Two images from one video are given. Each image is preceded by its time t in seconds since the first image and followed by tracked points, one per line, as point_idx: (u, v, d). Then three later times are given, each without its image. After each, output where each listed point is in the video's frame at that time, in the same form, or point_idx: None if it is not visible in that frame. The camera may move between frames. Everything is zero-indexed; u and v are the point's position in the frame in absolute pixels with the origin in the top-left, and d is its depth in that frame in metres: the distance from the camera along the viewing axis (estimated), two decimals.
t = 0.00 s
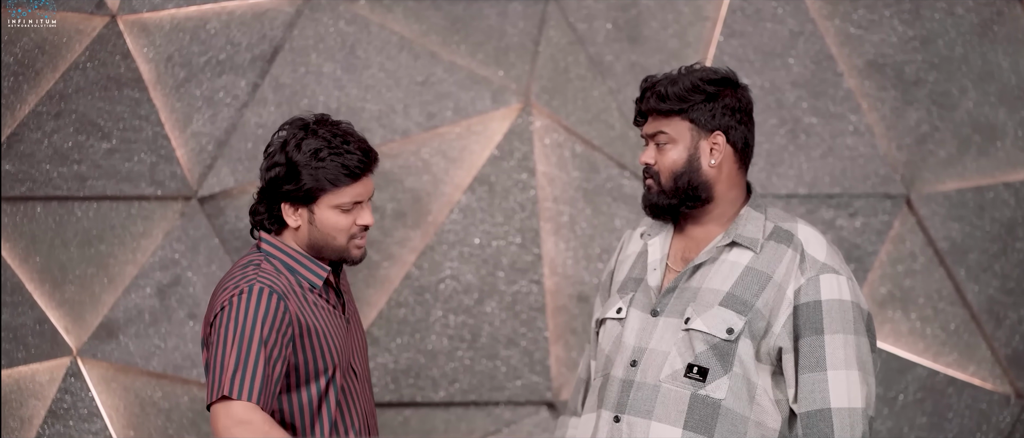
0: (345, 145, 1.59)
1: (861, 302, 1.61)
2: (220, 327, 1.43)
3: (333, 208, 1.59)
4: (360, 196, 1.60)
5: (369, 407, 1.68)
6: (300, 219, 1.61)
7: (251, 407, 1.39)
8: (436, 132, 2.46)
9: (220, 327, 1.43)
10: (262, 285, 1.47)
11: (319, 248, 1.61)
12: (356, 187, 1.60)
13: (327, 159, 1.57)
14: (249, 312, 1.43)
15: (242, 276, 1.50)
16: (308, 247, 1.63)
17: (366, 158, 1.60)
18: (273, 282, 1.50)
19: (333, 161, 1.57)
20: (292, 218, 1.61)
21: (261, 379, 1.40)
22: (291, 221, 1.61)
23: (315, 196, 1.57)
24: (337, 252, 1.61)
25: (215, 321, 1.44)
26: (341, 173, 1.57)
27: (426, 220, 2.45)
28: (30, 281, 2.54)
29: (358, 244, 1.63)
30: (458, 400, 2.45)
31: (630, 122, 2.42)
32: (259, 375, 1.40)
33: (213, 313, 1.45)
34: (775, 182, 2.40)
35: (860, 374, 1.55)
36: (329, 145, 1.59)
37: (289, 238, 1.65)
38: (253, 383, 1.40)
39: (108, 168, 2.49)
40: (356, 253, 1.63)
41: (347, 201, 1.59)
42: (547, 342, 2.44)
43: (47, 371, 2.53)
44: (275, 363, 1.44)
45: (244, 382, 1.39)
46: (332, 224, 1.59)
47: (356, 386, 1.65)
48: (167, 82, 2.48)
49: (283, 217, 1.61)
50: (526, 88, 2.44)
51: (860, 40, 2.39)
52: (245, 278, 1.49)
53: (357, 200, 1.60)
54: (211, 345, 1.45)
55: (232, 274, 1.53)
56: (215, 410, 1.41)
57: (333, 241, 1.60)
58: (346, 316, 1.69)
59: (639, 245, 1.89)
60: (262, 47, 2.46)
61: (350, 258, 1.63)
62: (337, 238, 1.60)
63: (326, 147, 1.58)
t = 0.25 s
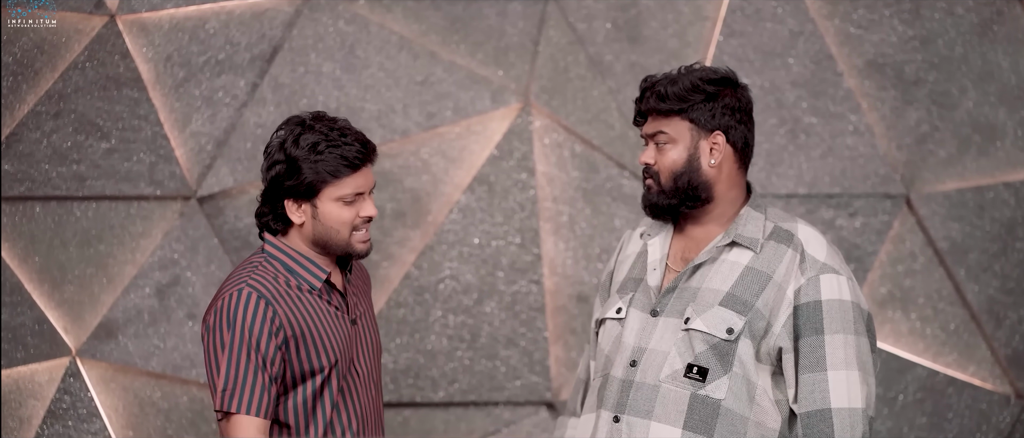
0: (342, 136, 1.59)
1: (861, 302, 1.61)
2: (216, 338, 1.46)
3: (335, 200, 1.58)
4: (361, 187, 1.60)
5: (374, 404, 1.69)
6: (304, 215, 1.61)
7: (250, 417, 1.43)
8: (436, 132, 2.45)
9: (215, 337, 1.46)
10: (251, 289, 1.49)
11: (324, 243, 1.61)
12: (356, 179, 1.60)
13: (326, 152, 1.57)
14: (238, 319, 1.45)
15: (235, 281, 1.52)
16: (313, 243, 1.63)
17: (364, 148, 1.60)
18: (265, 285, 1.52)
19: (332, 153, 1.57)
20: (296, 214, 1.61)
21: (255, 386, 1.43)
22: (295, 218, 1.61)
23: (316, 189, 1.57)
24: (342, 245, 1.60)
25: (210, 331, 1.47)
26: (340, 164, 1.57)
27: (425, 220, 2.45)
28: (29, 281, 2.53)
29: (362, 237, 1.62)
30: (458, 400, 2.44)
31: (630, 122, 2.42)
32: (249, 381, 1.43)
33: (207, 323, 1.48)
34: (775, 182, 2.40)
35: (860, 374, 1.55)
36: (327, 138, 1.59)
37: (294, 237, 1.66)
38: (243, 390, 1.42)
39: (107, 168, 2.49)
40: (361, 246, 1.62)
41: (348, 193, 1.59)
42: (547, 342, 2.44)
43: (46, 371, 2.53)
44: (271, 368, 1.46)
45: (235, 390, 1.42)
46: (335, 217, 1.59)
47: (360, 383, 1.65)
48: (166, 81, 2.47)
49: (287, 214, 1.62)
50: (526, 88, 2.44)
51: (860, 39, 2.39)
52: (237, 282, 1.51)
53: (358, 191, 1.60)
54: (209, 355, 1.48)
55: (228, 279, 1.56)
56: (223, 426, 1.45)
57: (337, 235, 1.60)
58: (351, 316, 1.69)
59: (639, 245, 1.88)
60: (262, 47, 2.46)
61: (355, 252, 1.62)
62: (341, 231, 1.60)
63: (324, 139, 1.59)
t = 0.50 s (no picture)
0: (352, 130, 1.61)
1: (862, 302, 1.61)
2: (214, 326, 1.48)
3: (348, 193, 1.60)
4: (372, 179, 1.62)
5: (371, 409, 1.68)
6: (317, 211, 1.62)
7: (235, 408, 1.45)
8: (436, 131, 2.45)
9: (213, 326, 1.47)
10: (261, 282, 1.51)
11: (338, 238, 1.61)
12: (367, 172, 1.62)
13: (336, 145, 1.59)
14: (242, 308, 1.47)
15: (246, 272, 1.54)
16: (327, 239, 1.63)
17: (373, 141, 1.62)
18: (274, 280, 1.53)
19: (343, 146, 1.59)
20: (309, 211, 1.62)
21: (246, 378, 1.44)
22: (308, 215, 1.62)
23: (329, 183, 1.59)
24: (358, 239, 1.61)
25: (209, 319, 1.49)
26: (351, 157, 1.59)
27: (425, 220, 2.45)
28: (28, 280, 2.53)
29: (377, 231, 1.63)
30: (457, 399, 2.44)
31: (630, 121, 2.42)
32: (243, 370, 1.44)
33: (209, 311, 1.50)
34: (775, 181, 2.40)
35: (860, 374, 1.55)
36: (336, 133, 1.61)
37: (307, 235, 1.66)
38: (236, 378, 1.44)
39: (107, 168, 2.49)
40: (375, 240, 1.63)
41: (360, 185, 1.60)
42: (547, 342, 2.43)
43: (46, 370, 2.52)
44: (265, 361, 1.47)
45: (228, 377, 1.44)
46: (349, 210, 1.60)
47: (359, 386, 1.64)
48: (166, 80, 2.47)
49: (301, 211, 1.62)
50: (526, 87, 2.43)
51: (860, 39, 2.39)
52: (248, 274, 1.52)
53: (370, 183, 1.61)
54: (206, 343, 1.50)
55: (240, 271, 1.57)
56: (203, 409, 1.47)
57: (352, 229, 1.60)
58: (358, 320, 1.69)
59: (639, 245, 1.88)
60: (261, 46, 2.45)
61: (369, 246, 1.62)
62: (355, 225, 1.60)
63: (334, 134, 1.60)
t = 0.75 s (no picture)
0: (342, 122, 1.63)
1: (864, 301, 1.61)
2: (228, 317, 1.47)
3: (344, 183, 1.61)
4: (367, 167, 1.63)
5: (373, 407, 1.68)
6: (316, 206, 1.62)
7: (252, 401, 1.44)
8: (436, 130, 2.44)
9: (227, 317, 1.47)
10: (273, 275, 1.50)
11: (339, 230, 1.62)
12: (361, 160, 1.63)
13: (329, 136, 1.61)
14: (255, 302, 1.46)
15: (258, 264, 1.53)
16: (329, 233, 1.63)
17: (365, 130, 1.64)
18: (287, 273, 1.53)
19: (335, 137, 1.61)
20: (307, 206, 1.63)
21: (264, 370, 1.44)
22: (307, 210, 1.63)
23: (325, 174, 1.60)
24: (360, 229, 1.62)
25: (223, 310, 1.48)
26: (345, 146, 1.61)
27: (425, 219, 2.44)
28: (27, 280, 2.52)
29: (378, 220, 1.64)
30: (458, 399, 2.44)
31: (631, 120, 2.41)
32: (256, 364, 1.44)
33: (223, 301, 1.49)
34: (776, 181, 2.39)
35: (861, 373, 1.55)
36: (327, 125, 1.62)
37: (307, 231, 1.66)
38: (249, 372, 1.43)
39: (106, 167, 2.48)
40: (377, 229, 1.64)
41: (355, 174, 1.62)
42: (547, 341, 2.43)
43: (45, 370, 2.52)
44: (280, 354, 1.48)
45: (241, 371, 1.43)
46: (348, 200, 1.61)
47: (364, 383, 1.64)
48: (165, 80, 2.47)
49: (299, 207, 1.63)
50: (526, 86, 2.43)
51: (861, 38, 2.38)
52: (259, 267, 1.52)
53: (364, 171, 1.63)
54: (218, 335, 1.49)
55: (250, 263, 1.57)
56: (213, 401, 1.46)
57: (352, 219, 1.61)
58: (361, 316, 1.69)
59: (640, 244, 1.88)
60: (261, 45, 2.45)
61: (372, 235, 1.63)
62: (355, 215, 1.61)
63: (325, 127, 1.62)
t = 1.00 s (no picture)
0: (331, 116, 1.62)
1: (864, 300, 1.61)
2: (235, 319, 1.45)
3: (333, 176, 1.60)
4: (356, 160, 1.63)
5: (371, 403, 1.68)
6: (305, 200, 1.61)
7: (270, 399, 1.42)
8: (435, 130, 2.44)
9: (235, 319, 1.44)
10: (273, 273, 1.48)
11: (329, 224, 1.61)
12: (350, 154, 1.63)
13: (318, 130, 1.60)
14: (260, 302, 1.44)
15: (257, 265, 1.50)
16: (319, 228, 1.62)
17: (354, 124, 1.63)
18: (287, 272, 1.51)
19: (324, 131, 1.60)
20: (296, 201, 1.61)
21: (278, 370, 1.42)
22: (296, 205, 1.61)
23: (314, 168, 1.59)
24: (349, 223, 1.61)
25: (229, 312, 1.45)
26: (334, 140, 1.60)
27: (424, 218, 2.44)
28: (25, 279, 2.51)
29: (367, 214, 1.63)
30: (457, 399, 2.43)
31: (630, 120, 2.41)
32: (269, 363, 1.42)
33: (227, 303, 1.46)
34: (775, 180, 2.39)
35: (861, 372, 1.55)
36: (316, 119, 1.61)
37: (297, 227, 1.64)
38: (265, 372, 1.41)
39: (104, 166, 2.48)
40: (367, 223, 1.63)
41: (344, 168, 1.61)
42: (546, 341, 2.43)
43: (44, 370, 2.51)
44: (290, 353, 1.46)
45: (257, 372, 1.41)
46: (338, 194, 1.60)
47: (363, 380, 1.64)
48: (164, 79, 2.46)
49: (288, 202, 1.61)
50: (525, 85, 2.42)
51: (861, 36, 2.38)
52: (257, 266, 1.50)
53: (353, 164, 1.62)
54: (225, 337, 1.46)
55: (245, 263, 1.54)
56: (228, 405, 1.44)
57: (341, 212, 1.60)
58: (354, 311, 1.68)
59: (640, 242, 1.87)
60: (260, 44, 2.44)
61: (362, 229, 1.62)
62: (345, 209, 1.60)
63: (313, 121, 1.61)
